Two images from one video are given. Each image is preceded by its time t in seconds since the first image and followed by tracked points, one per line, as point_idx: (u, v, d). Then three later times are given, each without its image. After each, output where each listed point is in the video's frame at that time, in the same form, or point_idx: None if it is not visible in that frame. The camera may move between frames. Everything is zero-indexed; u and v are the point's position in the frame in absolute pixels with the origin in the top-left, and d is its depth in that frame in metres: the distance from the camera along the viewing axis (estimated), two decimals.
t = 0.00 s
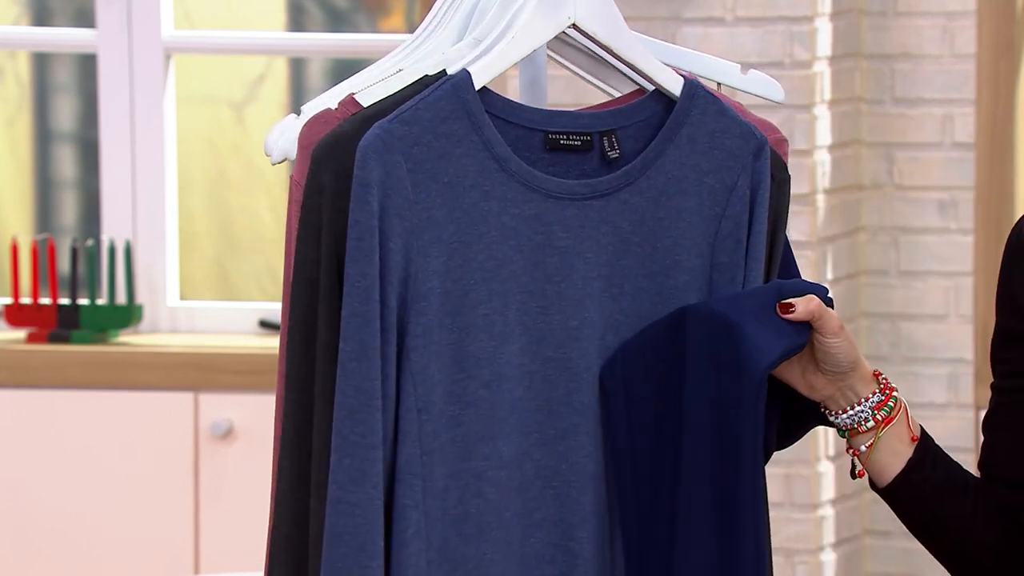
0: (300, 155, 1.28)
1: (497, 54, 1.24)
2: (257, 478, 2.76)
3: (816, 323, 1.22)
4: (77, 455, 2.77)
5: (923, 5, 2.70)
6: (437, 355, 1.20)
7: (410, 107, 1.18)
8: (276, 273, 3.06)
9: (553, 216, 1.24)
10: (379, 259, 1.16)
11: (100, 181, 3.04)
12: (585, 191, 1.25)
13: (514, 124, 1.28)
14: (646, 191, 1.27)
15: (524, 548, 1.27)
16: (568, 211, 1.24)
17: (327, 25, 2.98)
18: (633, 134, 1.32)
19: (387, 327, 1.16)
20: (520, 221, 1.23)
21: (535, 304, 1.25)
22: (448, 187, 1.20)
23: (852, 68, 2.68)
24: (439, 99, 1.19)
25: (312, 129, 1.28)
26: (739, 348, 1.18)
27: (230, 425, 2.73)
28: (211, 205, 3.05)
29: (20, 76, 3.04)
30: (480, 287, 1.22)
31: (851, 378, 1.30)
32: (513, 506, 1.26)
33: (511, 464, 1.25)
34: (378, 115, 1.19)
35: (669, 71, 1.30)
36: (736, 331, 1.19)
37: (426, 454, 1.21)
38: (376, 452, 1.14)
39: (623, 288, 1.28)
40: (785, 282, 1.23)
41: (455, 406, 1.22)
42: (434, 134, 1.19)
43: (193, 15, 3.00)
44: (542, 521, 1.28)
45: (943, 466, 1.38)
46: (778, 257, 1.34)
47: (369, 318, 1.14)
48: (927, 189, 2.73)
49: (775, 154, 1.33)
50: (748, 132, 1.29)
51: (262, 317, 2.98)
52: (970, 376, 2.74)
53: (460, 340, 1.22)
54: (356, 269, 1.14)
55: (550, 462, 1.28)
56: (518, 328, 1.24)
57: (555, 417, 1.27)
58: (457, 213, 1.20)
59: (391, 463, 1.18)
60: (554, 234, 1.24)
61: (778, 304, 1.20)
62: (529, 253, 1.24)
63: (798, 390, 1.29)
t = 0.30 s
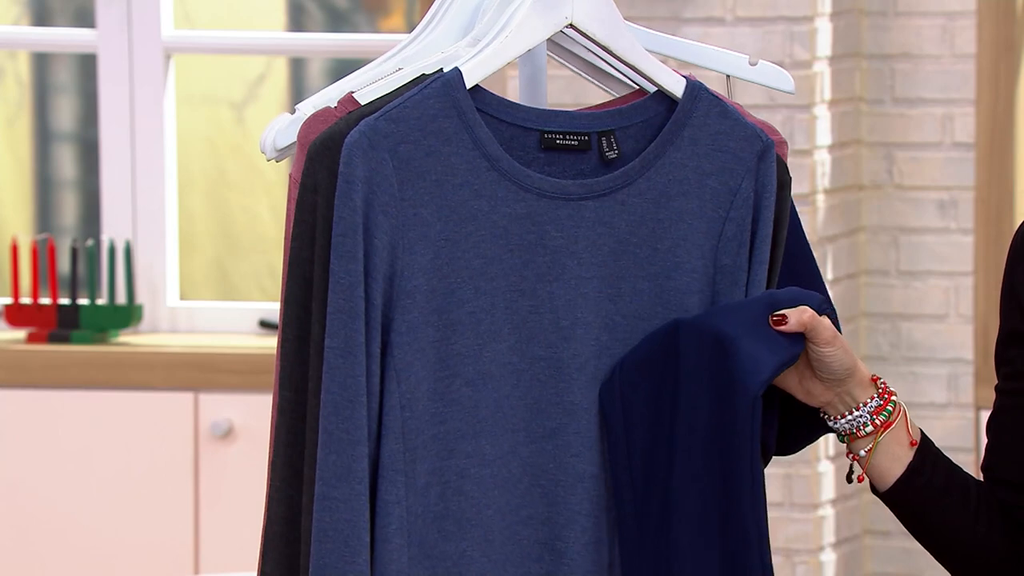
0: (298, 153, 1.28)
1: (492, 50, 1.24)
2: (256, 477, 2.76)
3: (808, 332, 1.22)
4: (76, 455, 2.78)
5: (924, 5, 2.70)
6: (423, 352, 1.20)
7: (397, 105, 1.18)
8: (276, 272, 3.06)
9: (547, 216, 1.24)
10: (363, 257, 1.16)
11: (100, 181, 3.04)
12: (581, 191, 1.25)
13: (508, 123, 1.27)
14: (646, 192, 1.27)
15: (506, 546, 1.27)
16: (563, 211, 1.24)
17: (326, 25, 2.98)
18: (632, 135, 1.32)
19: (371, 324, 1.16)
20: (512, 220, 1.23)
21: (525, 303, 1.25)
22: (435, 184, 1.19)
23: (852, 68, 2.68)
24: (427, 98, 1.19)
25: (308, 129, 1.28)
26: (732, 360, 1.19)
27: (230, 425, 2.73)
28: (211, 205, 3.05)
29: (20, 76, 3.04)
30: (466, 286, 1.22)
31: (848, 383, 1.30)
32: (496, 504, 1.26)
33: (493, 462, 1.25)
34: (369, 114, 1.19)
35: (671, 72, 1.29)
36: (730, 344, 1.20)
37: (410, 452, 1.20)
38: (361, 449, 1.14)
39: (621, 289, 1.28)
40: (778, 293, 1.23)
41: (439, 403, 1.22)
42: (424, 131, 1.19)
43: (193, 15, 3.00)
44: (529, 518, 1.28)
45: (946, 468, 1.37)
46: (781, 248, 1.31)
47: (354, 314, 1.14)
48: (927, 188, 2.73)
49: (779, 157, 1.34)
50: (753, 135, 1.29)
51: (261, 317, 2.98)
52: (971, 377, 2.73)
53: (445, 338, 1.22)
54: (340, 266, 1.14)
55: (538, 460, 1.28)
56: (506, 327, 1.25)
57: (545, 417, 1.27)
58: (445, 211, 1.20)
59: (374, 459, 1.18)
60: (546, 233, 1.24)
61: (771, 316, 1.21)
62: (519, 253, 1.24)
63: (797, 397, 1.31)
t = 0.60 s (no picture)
0: (301, 155, 1.28)
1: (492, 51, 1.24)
2: (256, 478, 2.76)
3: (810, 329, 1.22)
4: (76, 455, 2.78)
5: (924, 5, 2.70)
6: (422, 352, 1.20)
7: (397, 106, 1.18)
8: (276, 272, 3.06)
9: (548, 216, 1.24)
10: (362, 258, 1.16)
11: (100, 181, 3.04)
12: (583, 191, 1.25)
13: (509, 123, 1.27)
14: (649, 191, 1.27)
15: (505, 545, 1.26)
16: (564, 211, 1.24)
17: (326, 25, 2.98)
18: (635, 135, 1.32)
19: (370, 324, 1.16)
20: (512, 220, 1.23)
21: (525, 303, 1.25)
22: (434, 185, 1.19)
23: (852, 68, 2.68)
24: (426, 99, 1.19)
25: (310, 131, 1.29)
26: (733, 357, 1.19)
27: (230, 425, 2.73)
28: (211, 205, 3.05)
29: (20, 76, 3.04)
30: (466, 287, 1.22)
31: (850, 382, 1.30)
32: (496, 504, 1.25)
33: (493, 462, 1.25)
34: (369, 115, 1.19)
35: (673, 71, 1.30)
36: (732, 341, 1.20)
37: (410, 452, 1.19)
38: (362, 450, 1.14)
39: (624, 288, 1.28)
40: (781, 290, 1.23)
41: (440, 404, 1.22)
42: (423, 133, 1.19)
43: (194, 15, 3.00)
44: (530, 517, 1.28)
45: (945, 467, 1.38)
46: (785, 246, 1.32)
47: (354, 315, 1.14)
48: (927, 188, 2.73)
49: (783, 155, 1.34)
50: (756, 132, 1.29)
51: (261, 317, 2.98)
52: (971, 376, 2.73)
53: (445, 339, 1.22)
54: (340, 267, 1.14)
55: (539, 459, 1.28)
56: (507, 327, 1.25)
57: (545, 416, 1.27)
58: (445, 212, 1.20)
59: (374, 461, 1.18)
60: (547, 233, 1.24)
61: (774, 314, 1.21)
62: (520, 253, 1.24)
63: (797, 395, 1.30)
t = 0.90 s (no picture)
0: (301, 156, 1.28)
1: (493, 51, 1.24)
2: (255, 478, 2.76)
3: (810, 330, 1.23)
4: (76, 455, 2.78)
5: (924, 5, 2.70)
6: (424, 352, 1.20)
7: (395, 108, 1.18)
8: (276, 272, 3.06)
9: (549, 216, 1.24)
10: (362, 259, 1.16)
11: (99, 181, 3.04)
12: (584, 190, 1.25)
13: (509, 124, 1.27)
14: (652, 190, 1.27)
15: (511, 545, 1.26)
16: (565, 211, 1.24)
17: (326, 25, 2.98)
18: (637, 134, 1.32)
19: (370, 325, 1.16)
20: (513, 220, 1.23)
21: (528, 303, 1.25)
22: (434, 185, 1.19)
23: (852, 68, 2.68)
24: (426, 100, 1.19)
25: (312, 131, 1.29)
26: (730, 360, 1.19)
27: (230, 425, 2.74)
28: (210, 205, 3.05)
29: (20, 76, 3.04)
30: (468, 288, 1.22)
31: (849, 383, 1.30)
32: (501, 504, 1.25)
33: (497, 462, 1.25)
34: (364, 118, 1.19)
35: (674, 71, 1.30)
36: (727, 342, 1.20)
37: (412, 453, 1.19)
38: (363, 451, 1.14)
39: (627, 288, 1.28)
40: (779, 292, 1.23)
41: (444, 404, 1.22)
42: (422, 134, 1.19)
43: (193, 15, 3.00)
44: (536, 517, 1.28)
45: (943, 468, 1.38)
46: (788, 245, 1.32)
47: (354, 316, 1.14)
48: (927, 188, 2.73)
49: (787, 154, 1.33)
50: (759, 131, 1.30)
51: (261, 317, 2.98)
52: (971, 376, 2.73)
53: (448, 340, 1.22)
54: (340, 269, 1.14)
55: (544, 459, 1.28)
56: (509, 328, 1.25)
57: (549, 417, 1.27)
58: (446, 213, 1.20)
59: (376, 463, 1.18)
60: (550, 234, 1.24)
61: (772, 314, 1.21)
62: (521, 253, 1.24)
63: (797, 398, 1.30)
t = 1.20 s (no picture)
0: (300, 155, 1.29)
1: (492, 51, 1.25)
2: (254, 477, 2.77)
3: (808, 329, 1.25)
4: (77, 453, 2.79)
5: (920, 6, 2.70)
6: (425, 350, 1.21)
7: (397, 106, 1.19)
8: (275, 271, 3.06)
9: (548, 216, 1.25)
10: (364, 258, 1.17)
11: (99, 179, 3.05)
12: (581, 190, 1.26)
13: (509, 124, 1.29)
14: (648, 190, 1.28)
15: (512, 543, 1.27)
16: (563, 210, 1.26)
17: (325, 25, 2.98)
18: (634, 134, 1.33)
19: (372, 324, 1.17)
20: (513, 219, 1.24)
21: (528, 301, 1.26)
22: (436, 184, 1.20)
23: (849, 68, 2.69)
24: (428, 99, 1.20)
25: (311, 130, 1.31)
26: (730, 360, 1.21)
27: (230, 424, 2.75)
28: (210, 205, 3.06)
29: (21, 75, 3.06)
30: (469, 287, 1.23)
31: (847, 382, 1.32)
32: (502, 502, 1.26)
33: (498, 461, 1.26)
34: (368, 115, 1.20)
35: (671, 71, 1.31)
36: (726, 342, 1.21)
37: (413, 452, 1.21)
38: (363, 450, 1.15)
39: (624, 287, 1.29)
40: (779, 290, 1.24)
41: (445, 403, 1.23)
42: (424, 133, 1.20)
43: (193, 15, 3.01)
44: (534, 516, 1.29)
45: (941, 466, 1.39)
46: (783, 245, 1.33)
47: (356, 315, 1.15)
48: (924, 187, 2.73)
49: (782, 155, 1.35)
50: (753, 131, 1.30)
51: (261, 316, 2.99)
52: (968, 375, 2.73)
53: (449, 339, 1.23)
54: (342, 267, 1.15)
55: (543, 459, 1.29)
56: (510, 327, 1.26)
57: (548, 416, 1.28)
58: (447, 211, 1.21)
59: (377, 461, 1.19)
60: (549, 233, 1.25)
61: (772, 315, 1.23)
62: (521, 252, 1.25)
63: (796, 397, 1.31)
